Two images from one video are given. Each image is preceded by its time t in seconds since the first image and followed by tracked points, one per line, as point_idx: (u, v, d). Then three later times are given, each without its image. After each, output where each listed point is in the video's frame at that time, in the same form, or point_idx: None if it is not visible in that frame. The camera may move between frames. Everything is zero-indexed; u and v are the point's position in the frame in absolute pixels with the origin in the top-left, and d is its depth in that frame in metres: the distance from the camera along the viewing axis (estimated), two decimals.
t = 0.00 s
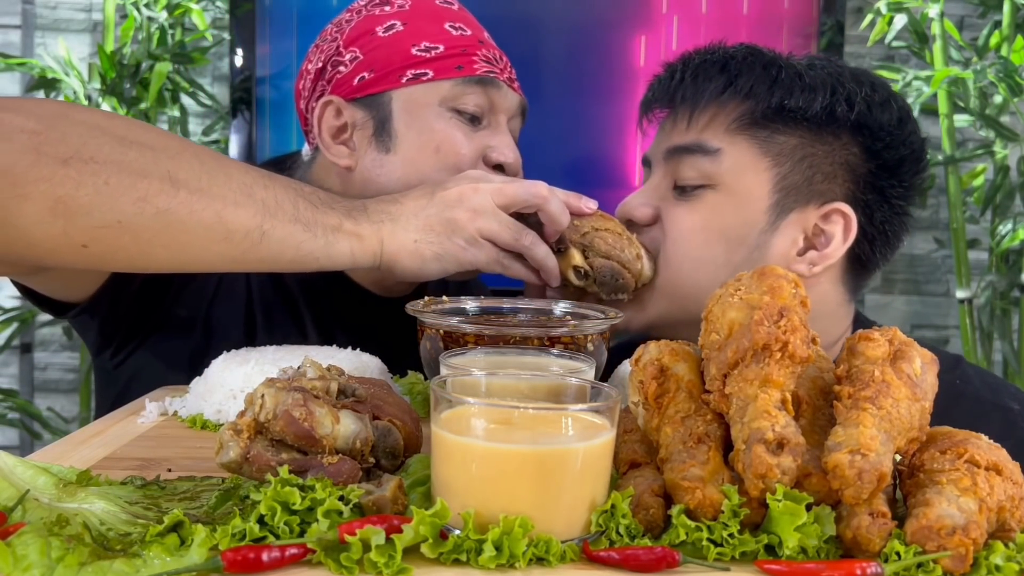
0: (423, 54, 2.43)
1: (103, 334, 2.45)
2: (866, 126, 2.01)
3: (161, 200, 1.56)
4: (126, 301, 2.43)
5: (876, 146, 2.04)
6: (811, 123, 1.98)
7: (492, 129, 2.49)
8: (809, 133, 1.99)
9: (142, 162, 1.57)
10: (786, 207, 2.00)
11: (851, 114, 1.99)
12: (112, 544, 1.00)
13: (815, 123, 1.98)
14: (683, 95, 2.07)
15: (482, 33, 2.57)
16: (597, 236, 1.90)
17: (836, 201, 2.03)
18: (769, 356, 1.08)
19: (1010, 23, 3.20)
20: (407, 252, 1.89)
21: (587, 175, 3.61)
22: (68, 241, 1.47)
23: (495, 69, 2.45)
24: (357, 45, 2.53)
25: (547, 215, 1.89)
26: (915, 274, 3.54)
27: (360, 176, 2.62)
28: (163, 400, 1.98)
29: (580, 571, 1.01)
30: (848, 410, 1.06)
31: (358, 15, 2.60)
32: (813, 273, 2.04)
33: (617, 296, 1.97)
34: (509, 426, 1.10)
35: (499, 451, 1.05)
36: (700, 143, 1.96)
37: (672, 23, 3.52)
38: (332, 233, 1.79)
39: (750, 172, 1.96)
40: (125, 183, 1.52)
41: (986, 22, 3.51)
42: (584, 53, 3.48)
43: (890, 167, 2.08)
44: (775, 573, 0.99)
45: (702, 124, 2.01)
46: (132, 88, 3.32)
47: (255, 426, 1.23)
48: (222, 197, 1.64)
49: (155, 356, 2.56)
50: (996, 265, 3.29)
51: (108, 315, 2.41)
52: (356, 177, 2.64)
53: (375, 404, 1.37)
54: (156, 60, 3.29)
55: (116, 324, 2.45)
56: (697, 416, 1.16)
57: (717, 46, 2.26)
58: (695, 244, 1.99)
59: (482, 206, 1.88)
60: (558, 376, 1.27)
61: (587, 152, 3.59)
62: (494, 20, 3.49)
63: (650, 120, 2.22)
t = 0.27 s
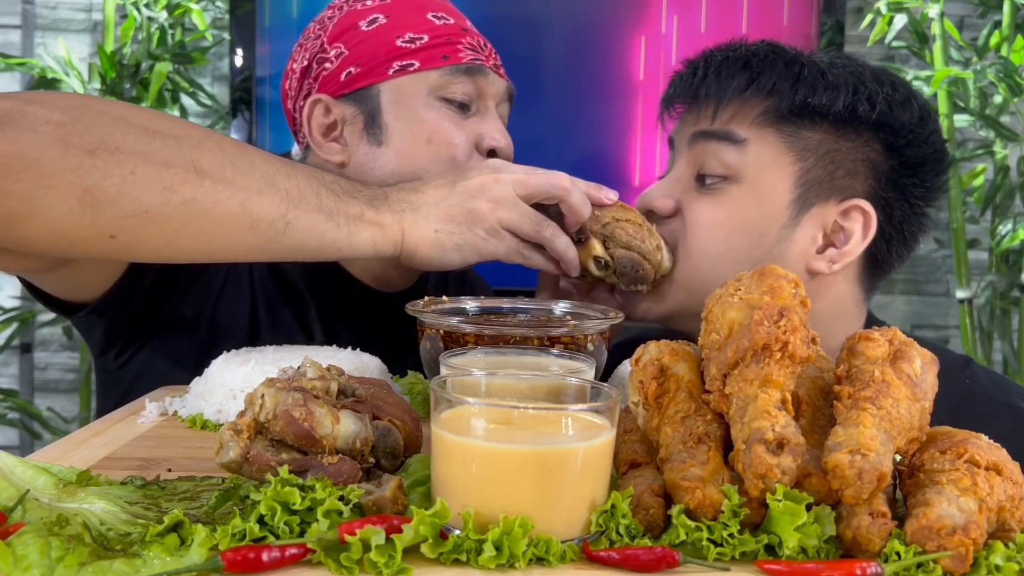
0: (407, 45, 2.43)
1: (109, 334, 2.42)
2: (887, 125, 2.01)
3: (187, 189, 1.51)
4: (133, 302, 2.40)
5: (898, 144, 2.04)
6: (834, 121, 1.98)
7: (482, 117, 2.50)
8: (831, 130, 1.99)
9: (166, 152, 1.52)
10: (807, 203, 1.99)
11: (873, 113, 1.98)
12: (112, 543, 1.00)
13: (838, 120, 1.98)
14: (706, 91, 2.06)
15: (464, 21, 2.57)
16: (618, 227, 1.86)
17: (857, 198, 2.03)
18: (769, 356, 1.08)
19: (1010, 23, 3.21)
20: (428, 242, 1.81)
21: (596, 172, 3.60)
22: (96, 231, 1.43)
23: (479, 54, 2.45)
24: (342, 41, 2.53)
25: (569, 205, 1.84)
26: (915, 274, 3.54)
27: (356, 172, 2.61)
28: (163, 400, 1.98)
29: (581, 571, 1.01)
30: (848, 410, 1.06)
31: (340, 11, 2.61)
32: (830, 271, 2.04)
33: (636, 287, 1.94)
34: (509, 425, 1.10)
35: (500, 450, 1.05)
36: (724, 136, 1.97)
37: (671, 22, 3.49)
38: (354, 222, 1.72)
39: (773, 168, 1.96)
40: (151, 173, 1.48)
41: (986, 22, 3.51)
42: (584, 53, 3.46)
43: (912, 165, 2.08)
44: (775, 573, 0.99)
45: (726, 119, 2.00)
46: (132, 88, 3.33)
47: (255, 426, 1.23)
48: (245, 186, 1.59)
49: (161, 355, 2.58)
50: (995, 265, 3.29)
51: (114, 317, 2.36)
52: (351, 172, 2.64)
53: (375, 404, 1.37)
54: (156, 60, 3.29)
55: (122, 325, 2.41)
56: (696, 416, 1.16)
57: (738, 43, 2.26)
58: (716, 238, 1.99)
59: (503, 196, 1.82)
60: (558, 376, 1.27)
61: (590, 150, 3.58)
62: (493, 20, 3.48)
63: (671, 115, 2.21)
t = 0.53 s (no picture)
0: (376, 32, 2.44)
1: (104, 338, 2.40)
2: (907, 129, 2.00)
3: (191, 190, 1.50)
4: (129, 307, 2.37)
5: (917, 148, 2.03)
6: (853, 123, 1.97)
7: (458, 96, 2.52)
8: (850, 131, 1.99)
9: (170, 153, 1.52)
10: (822, 203, 1.98)
11: (893, 116, 1.97)
12: (112, 544, 1.00)
13: (858, 122, 1.97)
14: (728, 88, 2.06)
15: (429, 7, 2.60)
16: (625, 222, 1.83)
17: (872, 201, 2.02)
18: (769, 356, 1.08)
19: (1010, 23, 3.20)
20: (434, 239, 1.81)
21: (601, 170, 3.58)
22: (101, 234, 1.43)
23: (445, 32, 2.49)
24: (312, 36, 2.55)
25: (575, 201, 1.81)
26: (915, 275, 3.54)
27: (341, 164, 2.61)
28: (162, 400, 1.98)
29: (581, 571, 1.01)
30: (848, 410, 1.06)
31: (308, 8, 2.63)
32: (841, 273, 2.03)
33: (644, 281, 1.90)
34: (510, 425, 1.10)
35: (501, 451, 1.05)
36: (737, 133, 1.96)
37: (671, 22, 3.48)
38: (360, 218, 1.72)
39: (790, 168, 1.95)
40: (155, 174, 1.47)
41: (986, 22, 3.51)
42: (584, 53, 3.46)
43: (929, 170, 2.08)
44: (775, 574, 0.99)
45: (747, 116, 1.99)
46: (132, 88, 3.32)
47: (255, 426, 1.23)
48: (249, 185, 1.58)
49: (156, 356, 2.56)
50: (996, 265, 3.28)
51: (110, 321, 2.34)
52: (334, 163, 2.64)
53: (375, 404, 1.37)
54: (156, 60, 3.28)
55: (118, 329, 2.40)
56: (697, 416, 1.16)
57: (762, 40, 2.25)
58: (729, 238, 1.98)
59: (511, 192, 1.82)
60: (558, 376, 1.27)
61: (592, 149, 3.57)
62: (490, 19, 3.46)
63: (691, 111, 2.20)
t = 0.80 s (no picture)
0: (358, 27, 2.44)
1: (100, 340, 2.35)
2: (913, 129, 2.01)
3: (191, 192, 1.50)
4: (127, 310, 2.34)
5: (923, 148, 2.04)
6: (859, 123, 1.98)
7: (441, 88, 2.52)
8: (857, 131, 1.99)
9: (169, 155, 1.52)
10: (828, 204, 1.99)
11: (899, 117, 1.98)
12: (111, 543, 1.00)
13: (864, 122, 1.98)
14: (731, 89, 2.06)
15: None
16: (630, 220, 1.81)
17: (878, 201, 2.03)
18: (769, 356, 1.08)
19: (1010, 23, 3.20)
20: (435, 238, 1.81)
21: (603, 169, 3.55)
22: (101, 238, 1.43)
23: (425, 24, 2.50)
24: (294, 34, 2.55)
25: (579, 198, 1.78)
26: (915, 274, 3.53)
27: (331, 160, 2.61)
28: (162, 400, 1.98)
29: (581, 571, 1.01)
30: (848, 410, 1.06)
31: (287, 8, 2.62)
32: (848, 273, 2.04)
33: (647, 279, 1.88)
34: (510, 425, 1.10)
35: (500, 451, 1.05)
36: (742, 135, 1.95)
37: (671, 23, 3.46)
38: (361, 218, 1.72)
39: (796, 169, 1.96)
40: (156, 177, 1.47)
41: (986, 22, 3.51)
42: (584, 54, 3.44)
43: (937, 170, 2.09)
44: (775, 573, 0.99)
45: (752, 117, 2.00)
46: (132, 87, 3.32)
47: (254, 426, 1.23)
48: (249, 186, 1.58)
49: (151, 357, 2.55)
50: (995, 265, 3.29)
51: (106, 324, 2.30)
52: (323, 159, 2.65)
53: (375, 404, 1.37)
54: (156, 60, 3.28)
55: (115, 331, 2.36)
56: (697, 416, 1.16)
57: (767, 39, 2.25)
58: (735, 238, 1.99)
59: (512, 190, 1.79)
60: (558, 376, 1.27)
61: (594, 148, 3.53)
62: (490, 19, 3.43)
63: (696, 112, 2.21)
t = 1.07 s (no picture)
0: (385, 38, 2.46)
1: (109, 339, 2.35)
2: (925, 123, 2.05)
3: (209, 195, 1.50)
4: (136, 309, 2.35)
5: (934, 141, 2.09)
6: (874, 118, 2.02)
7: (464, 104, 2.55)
8: (871, 127, 2.04)
9: (189, 158, 1.52)
10: (847, 199, 2.07)
11: (912, 110, 2.02)
12: (112, 543, 1.00)
13: (878, 118, 2.02)
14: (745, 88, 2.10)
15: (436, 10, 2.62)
16: (648, 231, 1.83)
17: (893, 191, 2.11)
18: (769, 356, 1.08)
19: (1010, 23, 3.21)
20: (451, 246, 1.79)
21: (604, 172, 3.42)
22: (120, 238, 1.43)
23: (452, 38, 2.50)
24: (320, 39, 2.56)
25: (597, 211, 1.79)
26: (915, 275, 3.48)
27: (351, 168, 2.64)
28: (162, 400, 1.98)
29: (581, 571, 1.01)
30: (848, 410, 1.06)
31: (317, 9, 2.63)
32: (869, 263, 2.15)
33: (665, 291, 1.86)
34: (510, 425, 1.10)
35: (500, 451, 1.05)
36: (758, 133, 2.02)
37: (671, 23, 3.33)
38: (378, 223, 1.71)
39: (816, 164, 2.02)
40: (174, 179, 1.47)
41: (987, 22, 3.48)
42: (583, 53, 3.30)
43: (946, 161, 2.15)
44: (775, 573, 0.99)
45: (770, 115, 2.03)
46: (132, 87, 3.32)
47: (254, 427, 1.23)
48: (268, 190, 1.59)
49: (160, 357, 2.57)
50: (996, 265, 3.30)
51: (116, 324, 2.30)
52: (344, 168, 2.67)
53: (375, 404, 1.37)
54: (156, 60, 3.29)
55: (124, 330, 2.36)
56: (697, 416, 1.16)
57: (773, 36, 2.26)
58: (760, 236, 2.08)
59: (528, 201, 1.78)
60: (558, 376, 1.27)
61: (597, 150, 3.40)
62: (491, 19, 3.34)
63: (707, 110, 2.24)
